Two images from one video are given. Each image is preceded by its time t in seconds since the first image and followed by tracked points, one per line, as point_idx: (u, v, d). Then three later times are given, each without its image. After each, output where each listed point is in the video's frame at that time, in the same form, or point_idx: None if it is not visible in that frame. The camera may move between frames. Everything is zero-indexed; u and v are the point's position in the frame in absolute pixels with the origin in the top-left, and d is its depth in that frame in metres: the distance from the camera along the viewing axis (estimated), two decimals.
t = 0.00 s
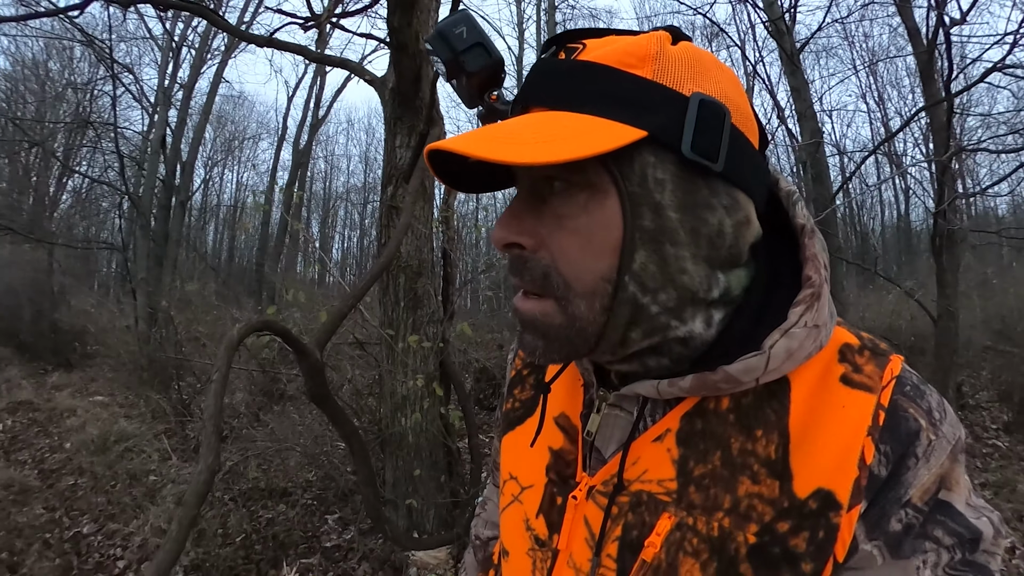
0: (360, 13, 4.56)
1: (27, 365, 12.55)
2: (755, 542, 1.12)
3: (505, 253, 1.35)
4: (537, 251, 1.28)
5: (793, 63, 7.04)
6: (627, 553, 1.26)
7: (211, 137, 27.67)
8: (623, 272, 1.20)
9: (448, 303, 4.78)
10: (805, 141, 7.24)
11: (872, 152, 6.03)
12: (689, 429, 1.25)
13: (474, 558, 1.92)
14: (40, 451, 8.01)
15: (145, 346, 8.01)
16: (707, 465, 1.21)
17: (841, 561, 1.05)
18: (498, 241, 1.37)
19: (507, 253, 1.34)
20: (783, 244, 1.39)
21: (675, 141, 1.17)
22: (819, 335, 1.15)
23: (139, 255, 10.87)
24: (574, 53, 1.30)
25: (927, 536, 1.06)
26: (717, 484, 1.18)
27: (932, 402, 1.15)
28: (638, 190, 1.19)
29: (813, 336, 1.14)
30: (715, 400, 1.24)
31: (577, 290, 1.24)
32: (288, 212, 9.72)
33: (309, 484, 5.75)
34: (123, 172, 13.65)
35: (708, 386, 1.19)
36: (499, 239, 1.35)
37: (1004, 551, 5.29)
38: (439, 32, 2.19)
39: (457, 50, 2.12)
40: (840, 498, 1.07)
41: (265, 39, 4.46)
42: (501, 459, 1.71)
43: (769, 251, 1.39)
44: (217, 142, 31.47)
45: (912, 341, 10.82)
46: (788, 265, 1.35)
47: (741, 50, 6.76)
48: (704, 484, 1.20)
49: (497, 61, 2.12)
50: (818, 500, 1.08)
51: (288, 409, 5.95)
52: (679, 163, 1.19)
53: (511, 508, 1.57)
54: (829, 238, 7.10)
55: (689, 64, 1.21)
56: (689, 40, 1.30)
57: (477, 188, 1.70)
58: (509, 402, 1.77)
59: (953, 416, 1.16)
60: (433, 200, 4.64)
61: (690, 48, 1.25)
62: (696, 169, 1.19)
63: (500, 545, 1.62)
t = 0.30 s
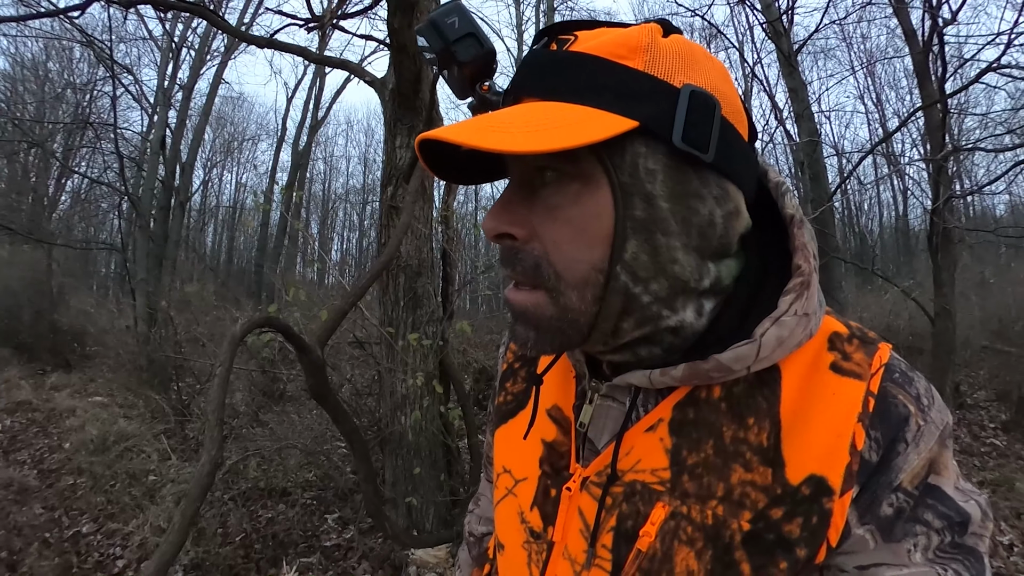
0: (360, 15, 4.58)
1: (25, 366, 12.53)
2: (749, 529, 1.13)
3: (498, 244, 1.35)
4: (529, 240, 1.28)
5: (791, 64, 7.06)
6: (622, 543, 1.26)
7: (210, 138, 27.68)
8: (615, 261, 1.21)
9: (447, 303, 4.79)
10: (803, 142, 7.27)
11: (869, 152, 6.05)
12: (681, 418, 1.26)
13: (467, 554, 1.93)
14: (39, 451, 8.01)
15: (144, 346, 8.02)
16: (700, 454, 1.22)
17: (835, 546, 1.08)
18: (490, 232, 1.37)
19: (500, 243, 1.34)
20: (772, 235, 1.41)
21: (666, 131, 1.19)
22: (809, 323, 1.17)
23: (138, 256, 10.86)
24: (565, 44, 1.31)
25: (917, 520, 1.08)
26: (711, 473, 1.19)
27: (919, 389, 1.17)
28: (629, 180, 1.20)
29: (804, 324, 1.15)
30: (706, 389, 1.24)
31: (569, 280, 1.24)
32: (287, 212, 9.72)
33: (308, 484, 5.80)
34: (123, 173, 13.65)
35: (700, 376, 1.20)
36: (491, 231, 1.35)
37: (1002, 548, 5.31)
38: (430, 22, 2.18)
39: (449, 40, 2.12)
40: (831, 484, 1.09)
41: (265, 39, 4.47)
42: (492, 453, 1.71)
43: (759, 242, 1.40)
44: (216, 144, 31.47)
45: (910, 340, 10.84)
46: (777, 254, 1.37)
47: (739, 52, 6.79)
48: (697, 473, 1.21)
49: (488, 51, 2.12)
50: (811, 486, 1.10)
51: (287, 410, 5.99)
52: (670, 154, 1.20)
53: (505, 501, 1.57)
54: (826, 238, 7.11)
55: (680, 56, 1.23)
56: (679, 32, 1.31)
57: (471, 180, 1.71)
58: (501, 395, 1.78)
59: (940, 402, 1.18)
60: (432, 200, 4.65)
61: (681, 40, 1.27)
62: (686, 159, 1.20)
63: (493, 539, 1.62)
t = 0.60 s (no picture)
0: (360, 15, 4.57)
1: (24, 365, 12.52)
2: (749, 532, 1.13)
3: (497, 245, 1.35)
4: (529, 241, 1.28)
5: (790, 65, 7.07)
6: (621, 546, 1.26)
7: (209, 137, 27.65)
8: (614, 263, 1.21)
9: (446, 304, 4.79)
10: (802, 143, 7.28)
11: (868, 153, 6.05)
12: (680, 420, 1.25)
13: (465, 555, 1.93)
14: (38, 452, 8.00)
15: (143, 347, 8.01)
16: (699, 456, 1.21)
17: (834, 549, 1.08)
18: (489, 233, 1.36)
19: (500, 244, 1.34)
20: (771, 237, 1.41)
21: (667, 133, 1.18)
22: (807, 326, 1.17)
23: (137, 256, 10.84)
24: (567, 46, 1.31)
25: (915, 522, 1.09)
26: (710, 476, 1.19)
27: (917, 391, 1.18)
28: (629, 181, 1.20)
29: (803, 327, 1.15)
30: (705, 392, 1.24)
31: (569, 283, 1.24)
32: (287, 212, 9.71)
33: (307, 485, 5.80)
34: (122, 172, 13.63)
35: (699, 379, 1.20)
36: (491, 232, 1.35)
37: (999, 548, 5.32)
38: (432, 23, 2.19)
39: (451, 41, 2.12)
40: (830, 487, 1.09)
41: (264, 39, 4.46)
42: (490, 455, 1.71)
43: (758, 246, 1.41)
44: (215, 144, 31.43)
45: (909, 341, 10.87)
46: (775, 257, 1.37)
47: (738, 52, 6.79)
48: (696, 475, 1.21)
49: (490, 52, 2.12)
50: (810, 489, 1.10)
51: (287, 410, 5.98)
52: (670, 155, 1.20)
53: (504, 504, 1.57)
54: (825, 238, 7.12)
55: (681, 59, 1.23)
56: (680, 36, 1.31)
57: (469, 181, 1.71)
58: (499, 397, 1.78)
59: (938, 404, 1.18)
60: (431, 200, 4.64)
61: (681, 43, 1.27)
62: (687, 162, 1.20)
63: (491, 541, 1.62)
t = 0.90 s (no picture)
0: (359, 14, 4.56)
1: (21, 366, 12.49)
2: (748, 532, 1.13)
3: (497, 245, 1.35)
4: (529, 241, 1.27)
5: (789, 65, 7.07)
6: (622, 546, 1.26)
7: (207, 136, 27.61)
8: (615, 263, 1.21)
9: (444, 304, 4.79)
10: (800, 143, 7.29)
11: (866, 153, 6.05)
12: (679, 422, 1.25)
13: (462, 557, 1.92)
14: (35, 452, 7.98)
15: (140, 347, 8.00)
16: (699, 457, 1.21)
17: (833, 549, 1.08)
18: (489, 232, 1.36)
19: (500, 244, 1.33)
20: (771, 239, 1.41)
21: (667, 133, 1.18)
22: (807, 326, 1.17)
23: (134, 256, 10.82)
24: (568, 48, 1.31)
25: (914, 522, 1.09)
26: (709, 477, 1.19)
27: (916, 392, 1.18)
28: (631, 181, 1.20)
29: (801, 327, 1.15)
30: (704, 392, 1.24)
31: (568, 283, 1.24)
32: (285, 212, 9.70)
33: (305, 485, 5.77)
34: (119, 172, 13.61)
35: (698, 379, 1.20)
36: (492, 232, 1.34)
37: (997, 547, 5.33)
38: (434, 22, 2.19)
39: (453, 41, 2.11)
40: (829, 487, 1.09)
41: (262, 39, 4.45)
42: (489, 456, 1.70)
43: (756, 247, 1.41)
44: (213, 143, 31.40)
45: (906, 340, 10.89)
46: (774, 257, 1.37)
47: (737, 53, 6.79)
48: (696, 477, 1.21)
49: (492, 52, 2.11)
50: (810, 489, 1.10)
51: (285, 409, 5.95)
52: (670, 156, 1.20)
53: (503, 505, 1.57)
54: (823, 238, 7.12)
55: (683, 61, 1.23)
56: (681, 38, 1.31)
57: (470, 181, 1.71)
58: (498, 397, 1.78)
59: (936, 405, 1.18)
60: (429, 199, 4.63)
61: (681, 45, 1.26)
62: (686, 162, 1.20)
63: (489, 542, 1.61)
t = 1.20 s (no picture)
0: (356, 13, 4.55)
1: (18, 366, 12.46)
2: (746, 532, 1.13)
3: (497, 244, 1.34)
4: (528, 240, 1.28)
5: (787, 63, 7.07)
6: (620, 546, 1.26)
7: (205, 135, 27.57)
8: (613, 261, 1.21)
9: (442, 303, 4.79)
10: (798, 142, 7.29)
11: (865, 152, 6.05)
12: (677, 421, 1.25)
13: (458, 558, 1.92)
14: (33, 453, 7.97)
15: (137, 347, 7.99)
16: (696, 456, 1.22)
17: (831, 548, 1.08)
18: (489, 232, 1.36)
19: (500, 243, 1.33)
20: (768, 239, 1.41)
21: (665, 133, 1.18)
22: (804, 325, 1.17)
23: (132, 255, 10.80)
24: (568, 49, 1.31)
25: (911, 521, 1.09)
26: (707, 477, 1.19)
27: (913, 392, 1.18)
28: (629, 181, 1.20)
29: (799, 327, 1.15)
30: (702, 392, 1.24)
31: (568, 282, 1.24)
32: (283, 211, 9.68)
33: (303, 485, 5.76)
34: (117, 171, 13.59)
35: (696, 379, 1.20)
36: (492, 231, 1.34)
37: (995, 546, 5.34)
38: (436, 24, 2.20)
39: (454, 42, 2.12)
40: (827, 487, 1.09)
41: (259, 38, 4.44)
42: (488, 456, 1.70)
43: (754, 247, 1.41)
44: (211, 142, 31.33)
45: (904, 339, 10.89)
46: (771, 258, 1.37)
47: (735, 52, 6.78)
48: (694, 476, 1.21)
49: (493, 53, 2.11)
50: (807, 489, 1.10)
51: (283, 409, 5.94)
52: (669, 155, 1.20)
53: (501, 505, 1.57)
54: (821, 237, 7.12)
55: (682, 63, 1.23)
56: (679, 39, 1.31)
57: (469, 182, 1.71)
58: (496, 397, 1.78)
59: (933, 405, 1.18)
60: (427, 199, 4.63)
61: (679, 46, 1.26)
62: (684, 162, 1.20)
63: (488, 543, 1.61)
